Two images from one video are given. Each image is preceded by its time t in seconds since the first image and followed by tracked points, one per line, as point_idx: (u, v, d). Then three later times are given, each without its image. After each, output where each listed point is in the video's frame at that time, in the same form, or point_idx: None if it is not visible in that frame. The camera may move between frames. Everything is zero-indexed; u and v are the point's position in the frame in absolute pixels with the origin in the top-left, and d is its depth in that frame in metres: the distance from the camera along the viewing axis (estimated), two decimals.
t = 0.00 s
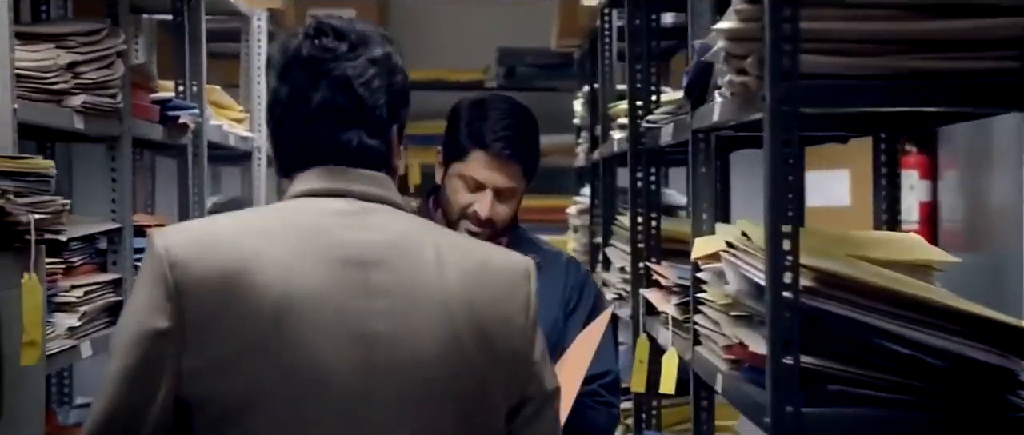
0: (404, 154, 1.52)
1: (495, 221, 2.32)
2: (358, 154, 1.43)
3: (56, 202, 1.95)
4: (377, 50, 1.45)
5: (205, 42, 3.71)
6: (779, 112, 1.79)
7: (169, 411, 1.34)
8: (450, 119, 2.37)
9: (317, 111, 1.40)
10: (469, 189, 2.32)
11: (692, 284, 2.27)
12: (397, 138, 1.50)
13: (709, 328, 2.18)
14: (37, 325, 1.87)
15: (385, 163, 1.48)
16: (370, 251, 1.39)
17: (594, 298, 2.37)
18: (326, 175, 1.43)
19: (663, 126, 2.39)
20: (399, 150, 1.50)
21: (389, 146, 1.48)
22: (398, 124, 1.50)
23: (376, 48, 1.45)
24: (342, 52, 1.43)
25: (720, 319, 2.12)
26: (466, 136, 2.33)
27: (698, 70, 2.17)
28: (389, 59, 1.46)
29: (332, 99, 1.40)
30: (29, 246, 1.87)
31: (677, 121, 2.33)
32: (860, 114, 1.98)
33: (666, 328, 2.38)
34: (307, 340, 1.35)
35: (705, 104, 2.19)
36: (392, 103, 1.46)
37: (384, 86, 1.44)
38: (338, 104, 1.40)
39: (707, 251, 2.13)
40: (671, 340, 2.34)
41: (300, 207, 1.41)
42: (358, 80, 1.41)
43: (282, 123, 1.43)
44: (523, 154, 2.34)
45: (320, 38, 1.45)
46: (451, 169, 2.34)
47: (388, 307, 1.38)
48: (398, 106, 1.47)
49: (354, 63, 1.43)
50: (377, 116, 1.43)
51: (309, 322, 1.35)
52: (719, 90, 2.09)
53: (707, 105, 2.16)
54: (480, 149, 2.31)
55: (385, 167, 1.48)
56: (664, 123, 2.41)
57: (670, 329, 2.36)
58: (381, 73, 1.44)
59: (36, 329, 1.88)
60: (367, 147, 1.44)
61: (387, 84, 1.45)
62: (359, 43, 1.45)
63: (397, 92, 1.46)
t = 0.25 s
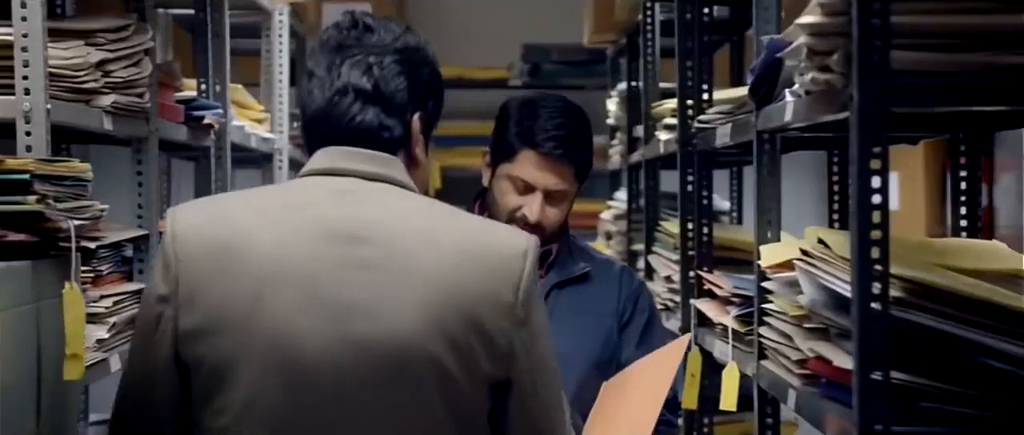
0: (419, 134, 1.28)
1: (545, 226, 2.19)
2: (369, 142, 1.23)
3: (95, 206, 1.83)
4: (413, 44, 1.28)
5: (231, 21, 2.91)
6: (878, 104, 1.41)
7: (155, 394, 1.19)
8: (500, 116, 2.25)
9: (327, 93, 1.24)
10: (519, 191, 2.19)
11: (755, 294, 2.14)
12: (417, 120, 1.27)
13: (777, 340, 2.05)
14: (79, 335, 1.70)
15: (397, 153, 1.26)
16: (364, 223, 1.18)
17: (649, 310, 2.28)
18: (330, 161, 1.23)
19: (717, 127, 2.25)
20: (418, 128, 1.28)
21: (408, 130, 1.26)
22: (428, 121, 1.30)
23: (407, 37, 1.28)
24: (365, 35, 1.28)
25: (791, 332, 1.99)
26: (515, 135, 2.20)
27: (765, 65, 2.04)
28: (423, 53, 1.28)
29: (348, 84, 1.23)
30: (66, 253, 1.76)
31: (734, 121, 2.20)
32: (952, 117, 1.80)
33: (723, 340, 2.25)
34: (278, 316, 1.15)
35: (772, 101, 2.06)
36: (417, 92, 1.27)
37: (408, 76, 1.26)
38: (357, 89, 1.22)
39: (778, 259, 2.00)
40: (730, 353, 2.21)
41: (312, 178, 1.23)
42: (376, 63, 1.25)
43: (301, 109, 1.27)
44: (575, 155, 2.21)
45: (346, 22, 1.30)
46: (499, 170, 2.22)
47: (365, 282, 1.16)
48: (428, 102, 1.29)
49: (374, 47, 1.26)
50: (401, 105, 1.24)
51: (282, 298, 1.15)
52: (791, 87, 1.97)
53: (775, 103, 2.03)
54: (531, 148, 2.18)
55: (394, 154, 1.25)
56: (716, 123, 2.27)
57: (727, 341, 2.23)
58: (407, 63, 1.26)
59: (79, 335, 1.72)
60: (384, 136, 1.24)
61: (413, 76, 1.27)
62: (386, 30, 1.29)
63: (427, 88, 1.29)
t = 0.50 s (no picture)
0: (418, 138, 1.27)
1: (589, 226, 2.05)
2: (360, 144, 1.26)
3: (120, 209, 1.69)
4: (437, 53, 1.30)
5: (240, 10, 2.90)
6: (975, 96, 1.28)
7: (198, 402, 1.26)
8: (539, 110, 2.11)
9: (330, 92, 1.28)
10: (561, 189, 2.05)
11: (815, 302, 2.00)
12: (419, 124, 1.27)
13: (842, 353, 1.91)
14: (115, 347, 1.66)
15: (388, 159, 1.27)
16: (310, 226, 1.21)
17: (696, 320, 2.15)
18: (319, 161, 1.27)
19: (769, 125, 2.11)
20: (418, 132, 1.27)
21: (404, 131, 1.26)
22: (440, 132, 1.30)
23: (427, 44, 1.30)
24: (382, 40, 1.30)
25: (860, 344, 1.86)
26: (556, 129, 2.06)
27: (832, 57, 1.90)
28: (440, 61, 1.29)
29: (352, 87, 1.26)
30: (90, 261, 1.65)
31: (788, 117, 2.06)
32: None
33: (776, 351, 2.11)
34: (219, 308, 1.22)
35: (837, 96, 1.92)
36: (421, 96, 1.27)
37: (415, 84, 1.27)
38: (357, 90, 1.25)
39: (845, 266, 1.87)
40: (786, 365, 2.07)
41: (294, 181, 1.28)
42: (378, 65, 1.27)
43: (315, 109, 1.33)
44: (619, 151, 2.07)
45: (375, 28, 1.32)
46: (539, 167, 2.08)
47: (299, 282, 1.19)
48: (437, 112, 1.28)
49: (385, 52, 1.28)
50: (400, 108, 1.25)
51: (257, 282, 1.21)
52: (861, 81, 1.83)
53: (841, 97, 1.90)
54: (574, 143, 2.04)
55: (387, 161, 1.27)
56: (768, 120, 2.13)
57: (782, 353, 2.09)
58: (419, 71, 1.27)
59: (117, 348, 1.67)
60: (373, 140, 1.25)
61: (421, 86, 1.27)
62: (413, 37, 1.31)
63: (433, 99, 1.28)
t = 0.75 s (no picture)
0: (406, 128, 1.39)
1: (622, 225, 1.96)
2: (346, 130, 1.41)
3: (139, 210, 1.62)
4: (434, 58, 1.43)
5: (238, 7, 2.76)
6: None
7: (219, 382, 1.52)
8: (566, 107, 2.01)
9: (337, 85, 1.45)
10: (592, 188, 1.96)
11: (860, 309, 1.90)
12: (407, 114, 1.39)
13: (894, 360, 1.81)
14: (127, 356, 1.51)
15: (381, 144, 1.40)
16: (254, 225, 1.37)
17: (729, 325, 2.04)
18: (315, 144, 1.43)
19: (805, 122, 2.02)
20: (405, 123, 1.39)
21: (391, 121, 1.39)
22: (437, 130, 1.42)
23: (432, 50, 1.43)
24: (392, 39, 1.44)
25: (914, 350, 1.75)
26: (586, 126, 1.97)
27: (880, 50, 1.80)
28: (435, 63, 1.42)
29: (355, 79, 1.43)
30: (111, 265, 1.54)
31: (828, 113, 1.97)
32: None
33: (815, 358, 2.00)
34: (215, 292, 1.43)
35: (887, 91, 1.82)
36: (414, 91, 1.40)
37: (408, 80, 1.41)
38: (357, 82, 1.42)
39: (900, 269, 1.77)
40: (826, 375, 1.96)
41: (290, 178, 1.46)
42: (374, 58, 1.43)
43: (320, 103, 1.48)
44: (650, 147, 1.97)
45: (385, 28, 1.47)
46: (568, 164, 1.98)
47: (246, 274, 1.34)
48: (432, 107, 1.41)
49: (389, 48, 1.43)
50: (391, 98, 1.39)
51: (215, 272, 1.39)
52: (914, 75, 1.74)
53: (892, 92, 1.80)
54: (606, 139, 1.95)
55: (375, 147, 1.41)
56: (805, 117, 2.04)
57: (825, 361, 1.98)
58: (412, 71, 1.41)
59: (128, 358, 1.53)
60: (361, 123, 1.39)
61: (412, 80, 1.41)
62: (419, 40, 1.45)
63: (426, 94, 1.41)
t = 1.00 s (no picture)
0: (409, 115, 1.30)
1: (642, 226, 1.84)
2: (346, 116, 1.32)
3: (150, 209, 1.52)
4: (447, 43, 1.34)
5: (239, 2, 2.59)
6: None
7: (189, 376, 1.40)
8: (582, 103, 1.89)
9: (343, 69, 1.36)
10: (610, 186, 1.84)
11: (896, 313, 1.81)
12: (410, 100, 1.30)
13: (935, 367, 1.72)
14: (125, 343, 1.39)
15: (382, 132, 1.31)
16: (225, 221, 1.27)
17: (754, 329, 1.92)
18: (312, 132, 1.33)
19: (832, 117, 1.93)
20: (408, 110, 1.30)
21: (392, 108, 1.30)
22: (447, 121, 1.32)
23: (447, 36, 1.34)
24: (404, 21, 1.35)
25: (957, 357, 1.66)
26: (602, 122, 1.85)
27: (920, 42, 1.70)
28: (446, 48, 1.33)
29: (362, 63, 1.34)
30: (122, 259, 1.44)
31: (857, 108, 1.88)
32: None
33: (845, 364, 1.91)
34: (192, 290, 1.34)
35: (927, 85, 1.74)
36: (420, 77, 1.31)
37: (416, 66, 1.32)
38: (364, 66, 1.33)
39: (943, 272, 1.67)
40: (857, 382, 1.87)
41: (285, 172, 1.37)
42: (382, 40, 1.34)
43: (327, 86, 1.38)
44: (674, 144, 1.85)
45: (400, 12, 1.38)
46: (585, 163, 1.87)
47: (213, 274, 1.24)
48: (440, 95, 1.31)
49: (399, 31, 1.34)
50: (395, 84, 1.31)
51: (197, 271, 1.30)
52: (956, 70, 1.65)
53: (933, 86, 1.71)
54: (625, 136, 1.83)
55: (377, 135, 1.31)
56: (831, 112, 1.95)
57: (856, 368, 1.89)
58: (421, 56, 1.32)
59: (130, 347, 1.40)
60: (363, 109, 1.30)
61: (418, 65, 1.32)
62: (433, 24, 1.35)
63: (435, 80, 1.31)
